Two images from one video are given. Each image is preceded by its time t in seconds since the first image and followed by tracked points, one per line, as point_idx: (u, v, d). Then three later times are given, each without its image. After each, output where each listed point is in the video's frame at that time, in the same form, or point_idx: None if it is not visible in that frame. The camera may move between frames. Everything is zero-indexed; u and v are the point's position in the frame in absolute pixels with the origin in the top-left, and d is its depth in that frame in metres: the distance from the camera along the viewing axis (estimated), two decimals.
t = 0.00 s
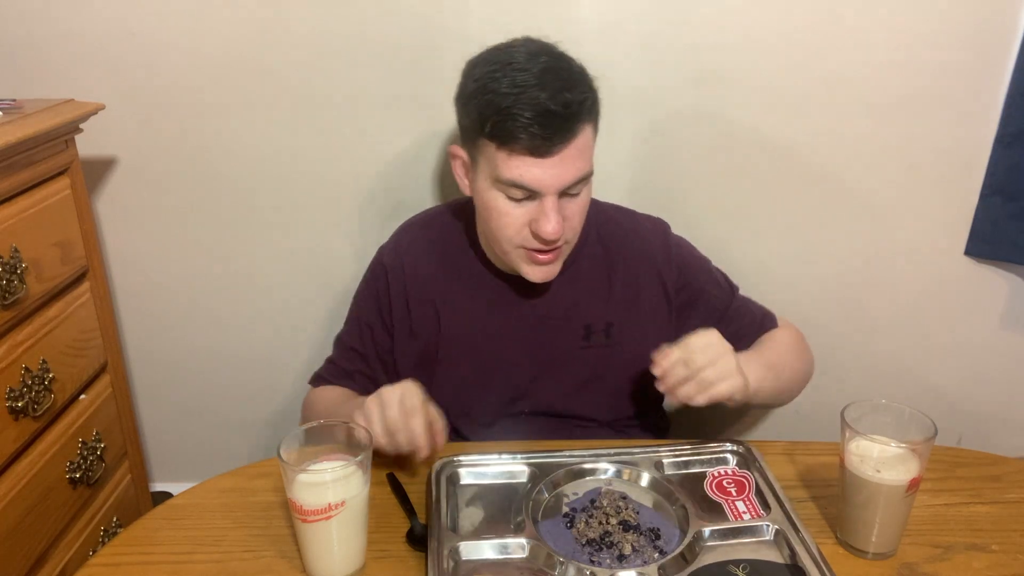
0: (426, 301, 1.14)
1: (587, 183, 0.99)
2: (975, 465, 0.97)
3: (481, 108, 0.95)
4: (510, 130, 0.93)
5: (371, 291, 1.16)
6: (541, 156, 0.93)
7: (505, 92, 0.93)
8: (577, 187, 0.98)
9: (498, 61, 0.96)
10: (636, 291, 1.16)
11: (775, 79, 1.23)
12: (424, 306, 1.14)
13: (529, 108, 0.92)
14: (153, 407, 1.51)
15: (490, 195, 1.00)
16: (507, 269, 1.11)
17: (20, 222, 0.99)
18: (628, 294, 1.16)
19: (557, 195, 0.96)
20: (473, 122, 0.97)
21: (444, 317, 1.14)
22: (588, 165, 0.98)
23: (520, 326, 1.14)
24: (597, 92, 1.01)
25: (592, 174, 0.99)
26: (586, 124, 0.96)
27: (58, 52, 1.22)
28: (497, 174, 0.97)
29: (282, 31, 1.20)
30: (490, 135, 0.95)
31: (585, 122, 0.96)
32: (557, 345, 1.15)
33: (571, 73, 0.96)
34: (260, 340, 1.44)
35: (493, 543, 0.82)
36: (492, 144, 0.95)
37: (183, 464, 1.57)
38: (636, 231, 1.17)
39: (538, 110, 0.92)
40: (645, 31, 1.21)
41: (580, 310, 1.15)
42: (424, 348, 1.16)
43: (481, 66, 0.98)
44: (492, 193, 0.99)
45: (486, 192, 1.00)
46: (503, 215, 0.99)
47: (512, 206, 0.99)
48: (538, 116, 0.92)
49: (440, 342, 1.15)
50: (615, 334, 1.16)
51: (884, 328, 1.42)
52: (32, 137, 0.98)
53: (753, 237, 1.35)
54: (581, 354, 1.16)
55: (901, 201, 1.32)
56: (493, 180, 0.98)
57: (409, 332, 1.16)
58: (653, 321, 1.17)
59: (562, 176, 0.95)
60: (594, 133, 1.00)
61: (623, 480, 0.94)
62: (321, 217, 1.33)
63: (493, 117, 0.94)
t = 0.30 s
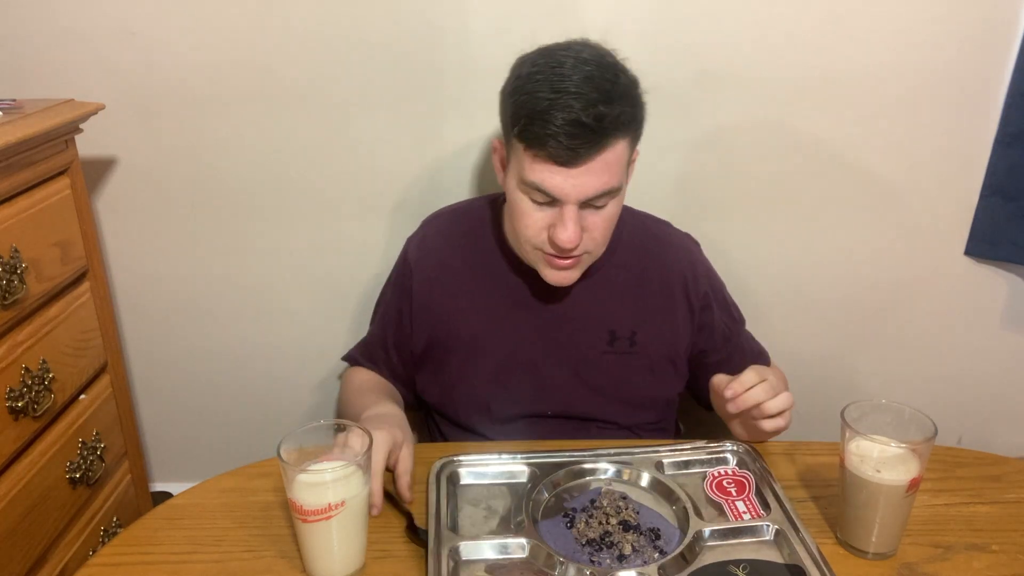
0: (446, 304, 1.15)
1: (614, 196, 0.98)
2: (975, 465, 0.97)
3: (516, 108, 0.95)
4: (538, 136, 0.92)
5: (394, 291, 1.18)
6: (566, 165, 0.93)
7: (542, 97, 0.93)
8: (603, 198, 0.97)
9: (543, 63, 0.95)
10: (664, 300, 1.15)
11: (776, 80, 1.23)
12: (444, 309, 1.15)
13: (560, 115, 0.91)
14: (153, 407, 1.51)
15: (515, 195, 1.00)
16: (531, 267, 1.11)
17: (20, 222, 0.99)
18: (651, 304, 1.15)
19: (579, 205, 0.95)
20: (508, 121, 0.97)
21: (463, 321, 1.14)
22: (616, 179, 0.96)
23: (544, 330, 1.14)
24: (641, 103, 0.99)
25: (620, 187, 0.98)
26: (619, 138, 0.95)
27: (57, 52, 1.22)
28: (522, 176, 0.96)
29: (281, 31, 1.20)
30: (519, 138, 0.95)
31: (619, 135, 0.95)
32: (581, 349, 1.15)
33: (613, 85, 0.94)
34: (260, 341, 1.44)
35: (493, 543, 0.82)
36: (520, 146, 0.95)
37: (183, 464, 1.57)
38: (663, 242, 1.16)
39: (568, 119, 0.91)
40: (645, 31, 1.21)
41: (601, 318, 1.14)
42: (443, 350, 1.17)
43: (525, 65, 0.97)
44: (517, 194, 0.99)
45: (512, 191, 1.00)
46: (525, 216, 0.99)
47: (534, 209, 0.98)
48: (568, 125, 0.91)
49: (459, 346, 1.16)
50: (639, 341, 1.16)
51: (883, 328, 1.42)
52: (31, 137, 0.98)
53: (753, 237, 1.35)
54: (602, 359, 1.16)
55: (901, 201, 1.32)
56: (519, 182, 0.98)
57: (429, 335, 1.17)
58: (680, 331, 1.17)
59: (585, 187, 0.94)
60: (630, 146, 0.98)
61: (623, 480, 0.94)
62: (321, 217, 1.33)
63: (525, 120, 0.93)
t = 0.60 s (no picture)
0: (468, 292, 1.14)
1: (660, 198, 0.97)
2: (975, 465, 0.97)
3: (568, 104, 0.95)
4: (589, 132, 0.91)
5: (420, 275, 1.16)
6: (616, 163, 0.92)
7: (595, 93, 0.92)
8: (649, 200, 0.96)
9: (598, 60, 0.95)
10: (691, 303, 1.16)
11: (776, 80, 1.23)
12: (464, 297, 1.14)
13: (613, 113, 0.90)
14: (153, 407, 1.51)
15: (561, 190, 0.99)
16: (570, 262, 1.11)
17: (20, 222, 0.99)
18: (673, 304, 1.15)
19: (624, 204, 0.95)
20: (559, 115, 0.97)
21: (485, 309, 1.14)
22: (663, 181, 0.95)
23: (573, 326, 1.14)
24: (693, 107, 0.98)
25: (667, 190, 0.97)
26: (669, 140, 0.94)
27: (57, 52, 1.22)
28: (570, 171, 0.96)
29: (282, 32, 1.20)
30: (570, 133, 0.94)
31: (670, 137, 0.94)
32: (608, 346, 1.15)
33: (667, 87, 0.93)
34: (261, 341, 1.44)
35: (493, 543, 0.82)
36: (570, 141, 0.95)
37: (183, 464, 1.57)
38: (688, 243, 1.16)
39: (621, 117, 0.90)
40: (645, 32, 1.21)
41: (627, 316, 1.14)
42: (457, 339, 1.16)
43: (580, 60, 0.96)
44: (564, 189, 0.99)
45: (558, 186, 1.00)
46: (569, 212, 0.99)
47: (579, 205, 0.98)
48: (621, 123, 0.90)
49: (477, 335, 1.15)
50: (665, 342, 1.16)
51: (884, 328, 1.42)
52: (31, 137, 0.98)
53: (753, 238, 1.34)
54: (627, 358, 1.16)
55: (901, 201, 1.32)
56: (567, 177, 0.97)
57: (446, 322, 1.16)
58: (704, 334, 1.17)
59: (632, 187, 0.93)
60: (680, 149, 0.98)
61: (623, 480, 0.94)
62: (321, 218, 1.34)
63: (577, 115, 0.93)
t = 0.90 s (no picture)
0: (477, 292, 1.12)
1: (697, 206, 0.96)
2: (976, 465, 0.97)
3: (615, 104, 0.93)
4: (638, 134, 0.90)
5: (433, 267, 1.12)
6: (661, 166, 0.90)
7: (646, 96, 0.90)
8: (686, 207, 0.95)
9: (648, 64, 0.93)
10: (699, 308, 1.17)
11: (776, 80, 1.23)
12: (474, 297, 1.12)
13: (662, 116, 0.89)
14: (153, 407, 1.51)
15: (598, 190, 0.97)
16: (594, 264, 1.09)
17: (20, 222, 0.99)
18: (682, 310, 1.16)
19: (664, 209, 0.93)
20: (604, 115, 0.95)
21: (496, 307, 1.12)
22: (703, 189, 0.94)
23: (587, 328, 1.13)
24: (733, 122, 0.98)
25: (704, 199, 0.96)
26: (714, 149, 0.93)
27: (56, 52, 1.22)
28: (611, 171, 0.94)
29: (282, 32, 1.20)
30: (617, 133, 0.92)
31: (715, 147, 0.93)
32: (619, 349, 1.15)
33: (716, 98, 0.92)
34: (260, 341, 1.44)
35: (493, 543, 0.82)
36: (616, 142, 0.92)
37: (183, 464, 1.57)
38: (698, 249, 1.17)
39: (670, 121, 0.89)
40: (646, 31, 1.21)
41: (638, 320, 1.14)
42: (461, 338, 1.14)
43: (627, 63, 0.95)
44: (600, 188, 0.97)
45: (595, 186, 0.97)
46: (604, 212, 0.97)
47: (616, 206, 0.96)
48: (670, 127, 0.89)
49: (484, 335, 1.13)
50: (672, 346, 1.16)
51: (884, 328, 1.42)
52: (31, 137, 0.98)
53: (754, 238, 1.34)
54: (635, 361, 1.16)
55: (901, 201, 1.32)
56: (606, 176, 0.95)
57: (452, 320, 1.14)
58: (710, 341, 1.18)
59: (674, 192, 0.92)
60: (719, 161, 0.97)
61: (623, 481, 0.94)
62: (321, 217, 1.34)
63: (624, 115, 0.91)
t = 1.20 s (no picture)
0: (480, 292, 1.12)
1: (701, 214, 0.96)
2: (976, 465, 0.97)
3: (623, 112, 0.92)
4: (644, 143, 0.89)
5: (434, 267, 1.12)
6: (667, 176, 0.90)
7: (654, 104, 0.90)
8: (690, 216, 0.95)
9: (657, 70, 0.92)
10: (701, 308, 1.17)
11: (776, 81, 1.23)
12: (476, 296, 1.12)
13: (669, 127, 0.88)
14: (153, 407, 1.51)
15: (603, 196, 0.97)
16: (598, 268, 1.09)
17: (20, 222, 0.99)
18: (684, 310, 1.16)
19: (668, 218, 0.93)
20: (611, 121, 0.94)
21: (499, 308, 1.12)
22: (708, 198, 0.94)
23: (590, 329, 1.13)
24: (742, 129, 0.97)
25: (709, 208, 0.96)
26: (721, 159, 0.92)
27: (56, 52, 1.22)
28: (617, 178, 0.93)
29: (282, 32, 1.20)
30: (623, 141, 0.92)
31: (722, 156, 0.93)
32: (622, 350, 1.15)
33: (725, 107, 0.91)
34: (260, 341, 1.44)
35: (493, 543, 0.82)
36: (622, 150, 0.92)
37: (183, 464, 1.57)
38: (700, 249, 1.17)
39: (678, 131, 0.88)
40: (647, 31, 1.21)
41: (641, 320, 1.14)
42: (463, 337, 1.14)
43: (636, 68, 0.94)
44: (605, 195, 0.96)
45: (600, 192, 0.97)
46: (609, 218, 0.97)
47: (621, 213, 0.96)
48: (676, 137, 0.88)
49: (486, 335, 1.13)
50: (675, 346, 1.16)
51: (884, 328, 1.42)
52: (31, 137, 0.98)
53: (754, 238, 1.34)
54: (638, 361, 1.16)
55: (901, 201, 1.32)
56: (612, 184, 0.95)
57: (454, 319, 1.13)
58: (712, 341, 1.18)
59: (679, 202, 0.91)
60: (725, 169, 0.96)
61: (623, 481, 0.94)
62: (321, 217, 1.34)
63: (631, 124, 0.90)
